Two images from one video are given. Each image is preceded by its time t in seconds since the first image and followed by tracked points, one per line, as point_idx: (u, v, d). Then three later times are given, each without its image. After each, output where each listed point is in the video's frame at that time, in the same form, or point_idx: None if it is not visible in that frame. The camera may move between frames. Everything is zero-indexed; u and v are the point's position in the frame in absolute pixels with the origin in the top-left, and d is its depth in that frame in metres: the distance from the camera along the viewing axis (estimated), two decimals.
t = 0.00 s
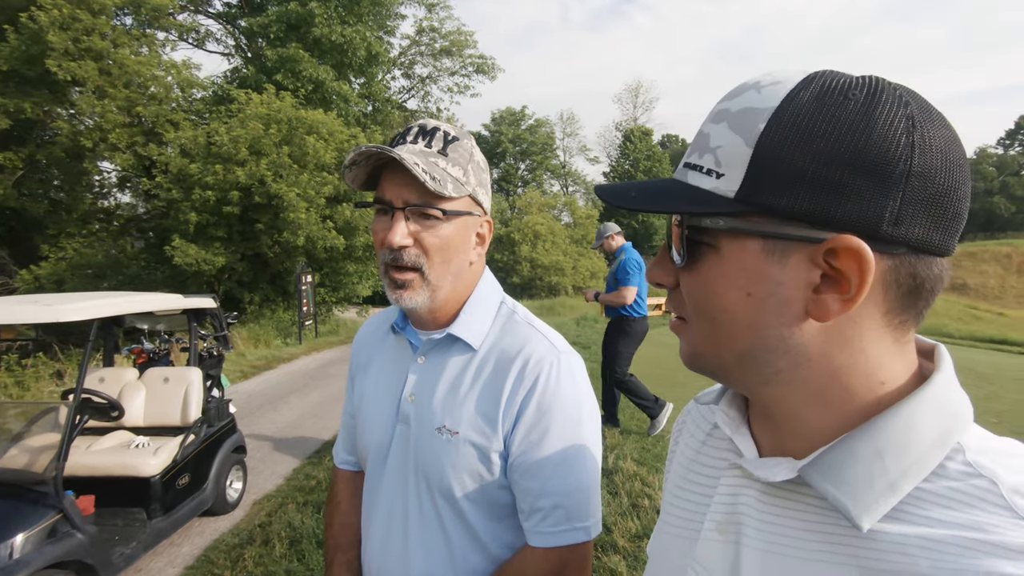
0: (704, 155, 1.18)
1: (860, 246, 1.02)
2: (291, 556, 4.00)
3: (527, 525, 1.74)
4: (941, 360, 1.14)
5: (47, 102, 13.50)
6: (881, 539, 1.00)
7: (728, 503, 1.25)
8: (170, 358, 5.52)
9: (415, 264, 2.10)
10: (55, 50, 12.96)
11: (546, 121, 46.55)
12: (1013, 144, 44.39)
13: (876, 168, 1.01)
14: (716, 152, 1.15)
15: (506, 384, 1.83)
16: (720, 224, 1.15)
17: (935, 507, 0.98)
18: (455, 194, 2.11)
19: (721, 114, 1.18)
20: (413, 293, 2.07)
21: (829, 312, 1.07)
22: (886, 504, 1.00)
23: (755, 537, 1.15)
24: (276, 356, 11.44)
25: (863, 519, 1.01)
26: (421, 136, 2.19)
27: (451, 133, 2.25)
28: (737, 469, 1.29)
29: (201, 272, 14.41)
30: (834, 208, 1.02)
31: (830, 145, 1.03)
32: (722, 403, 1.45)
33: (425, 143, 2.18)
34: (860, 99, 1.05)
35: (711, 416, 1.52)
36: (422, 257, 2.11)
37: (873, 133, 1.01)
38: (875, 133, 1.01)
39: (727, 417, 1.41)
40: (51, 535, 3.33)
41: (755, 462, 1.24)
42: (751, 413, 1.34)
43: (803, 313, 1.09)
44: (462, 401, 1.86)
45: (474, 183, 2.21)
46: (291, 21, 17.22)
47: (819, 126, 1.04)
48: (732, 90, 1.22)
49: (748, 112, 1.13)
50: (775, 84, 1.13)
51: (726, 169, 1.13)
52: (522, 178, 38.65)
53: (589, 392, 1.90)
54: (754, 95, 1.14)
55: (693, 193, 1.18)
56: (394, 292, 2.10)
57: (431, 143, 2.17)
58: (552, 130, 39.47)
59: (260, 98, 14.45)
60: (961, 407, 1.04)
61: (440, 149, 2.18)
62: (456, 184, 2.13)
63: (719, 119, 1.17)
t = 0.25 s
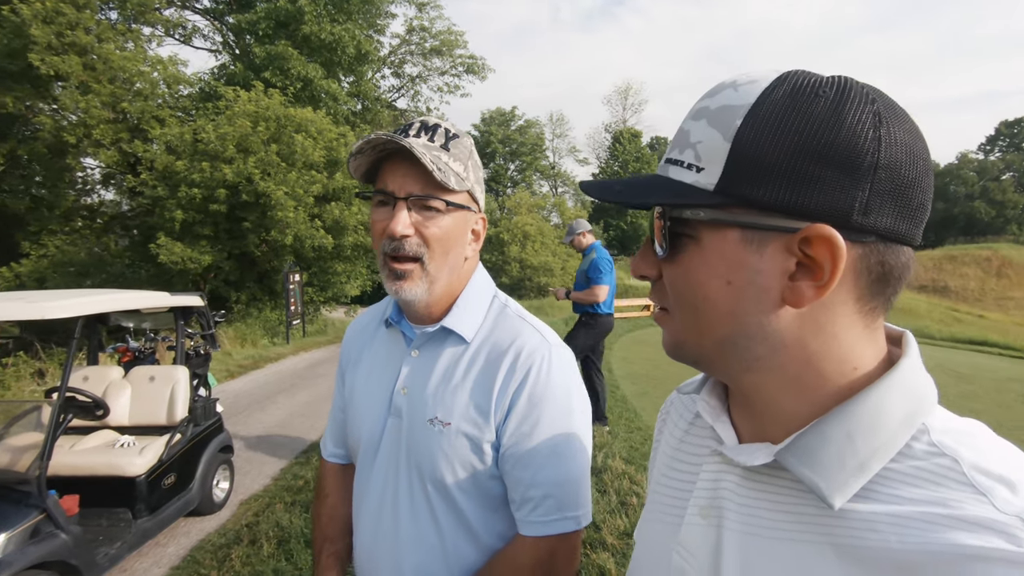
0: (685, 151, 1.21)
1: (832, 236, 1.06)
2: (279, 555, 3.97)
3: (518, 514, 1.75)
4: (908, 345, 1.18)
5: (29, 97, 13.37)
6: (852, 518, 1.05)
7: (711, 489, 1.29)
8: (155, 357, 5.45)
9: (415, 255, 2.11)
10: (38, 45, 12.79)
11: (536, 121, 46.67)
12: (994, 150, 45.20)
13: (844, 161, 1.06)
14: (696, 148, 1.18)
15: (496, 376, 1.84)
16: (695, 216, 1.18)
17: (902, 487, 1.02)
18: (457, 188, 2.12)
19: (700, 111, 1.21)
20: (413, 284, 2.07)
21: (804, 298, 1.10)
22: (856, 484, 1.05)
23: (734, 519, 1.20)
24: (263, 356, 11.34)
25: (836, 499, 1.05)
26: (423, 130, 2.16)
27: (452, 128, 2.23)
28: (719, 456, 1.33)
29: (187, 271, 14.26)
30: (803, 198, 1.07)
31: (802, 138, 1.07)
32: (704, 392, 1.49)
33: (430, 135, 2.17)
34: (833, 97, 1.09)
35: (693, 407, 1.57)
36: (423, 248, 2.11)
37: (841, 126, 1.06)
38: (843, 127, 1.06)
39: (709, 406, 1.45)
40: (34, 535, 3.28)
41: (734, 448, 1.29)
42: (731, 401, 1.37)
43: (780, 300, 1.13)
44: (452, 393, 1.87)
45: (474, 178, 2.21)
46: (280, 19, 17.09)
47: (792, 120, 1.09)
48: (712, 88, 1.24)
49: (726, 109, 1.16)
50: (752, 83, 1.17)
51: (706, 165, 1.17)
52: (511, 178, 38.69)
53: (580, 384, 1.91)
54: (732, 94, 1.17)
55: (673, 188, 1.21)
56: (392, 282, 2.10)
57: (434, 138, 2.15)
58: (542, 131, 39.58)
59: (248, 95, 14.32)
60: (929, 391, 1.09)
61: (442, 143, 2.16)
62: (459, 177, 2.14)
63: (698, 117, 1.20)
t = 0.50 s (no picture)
0: (684, 149, 1.22)
1: (836, 229, 1.07)
2: (273, 557, 3.95)
3: (515, 510, 1.75)
4: (895, 337, 1.21)
5: (24, 96, 13.29)
6: (843, 505, 1.06)
7: (704, 480, 1.30)
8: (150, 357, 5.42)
9: (418, 253, 2.11)
10: (34, 43, 12.74)
11: (533, 125, 46.78)
12: (985, 157, 45.56)
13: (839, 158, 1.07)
14: (696, 145, 1.19)
15: (495, 371, 1.85)
16: (699, 211, 1.19)
17: (891, 474, 1.04)
18: (461, 188, 2.13)
19: (697, 110, 1.21)
20: (416, 280, 2.07)
21: (806, 292, 1.12)
22: (845, 471, 1.07)
23: (728, 510, 1.21)
24: (257, 357, 11.30)
25: (827, 485, 1.08)
26: (427, 130, 2.15)
27: (456, 128, 2.22)
28: (713, 447, 1.35)
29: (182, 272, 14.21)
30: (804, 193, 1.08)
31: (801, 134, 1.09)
32: (697, 387, 1.50)
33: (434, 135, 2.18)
34: (830, 95, 1.11)
35: (687, 400, 1.58)
36: (426, 246, 2.11)
37: (837, 124, 1.08)
38: (838, 124, 1.08)
39: (702, 399, 1.46)
40: (27, 535, 3.25)
41: (729, 439, 1.30)
42: (726, 394, 1.39)
43: (783, 294, 1.14)
44: (451, 390, 1.87)
45: (477, 179, 2.21)
46: (278, 20, 17.08)
47: (790, 117, 1.10)
48: (710, 86, 1.25)
49: (725, 106, 1.17)
50: (746, 82, 1.18)
51: (708, 162, 1.17)
52: (508, 182, 38.75)
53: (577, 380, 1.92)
54: (728, 92, 1.18)
55: (673, 184, 1.22)
56: (395, 280, 2.10)
57: (438, 138, 2.14)
58: (539, 135, 39.69)
59: (245, 96, 14.30)
60: (916, 382, 1.11)
61: (446, 144, 2.15)
62: (463, 177, 2.15)
63: (696, 115, 1.21)
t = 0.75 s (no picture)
0: (697, 155, 1.23)
1: (859, 234, 1.09)
2: (270, 560, 3.94)
3: (511, 515, 1.75)
4: (888, 340, 1.22)
5: (26, 97, 13.30)
6: (840, 509, 1.06)
7: (702, 485, 1.30)
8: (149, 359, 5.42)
9: (420, 256, 2.11)
10: (36, 45, 12.78)
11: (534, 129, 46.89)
12: (986, 163, 45.54)
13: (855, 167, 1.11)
14: (712, 150, 1.20)
15: (494, 374, 1.84)
16: (722, 217, 1.17)
17: (887, 478, 1.04)
18: (464, 193, 2.13)
19: (708, 115, 1.23)
20: (415, 283, 2.08)
21: (827, 296, 1.13)
22: (844, 473, 1.07)
23: (725, 514, 1.21)
24: (257, 359, 11.30)
25: (826, 488, 1.08)
26: (433, 135, 2.17)
27: (462, 135, 2.23)
28: (710, 452, 1.35)
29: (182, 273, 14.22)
30: (826, 201, 1.10)
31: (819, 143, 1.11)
32: (694, 392, 1.50)
33: (439, 140, 2.18)
34: (839, 105, 1.15)
35: (684, 406, 1.58)
36: (427, 250, 2.12)
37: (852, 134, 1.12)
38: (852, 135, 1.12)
39: (699, 405, 1.46)
40: (24, 537, 3.25)
41: (727, 444, 1.30)
42: (723, 399, 1.39)
43: (801, 299, 1.15)
44: (453, 394, 1.86)
45: (480, 184, 2.22)
46: (280, 23, 17.13)
47: (806, 125, 1.12)
48: (711, 93, 1.27)
49: (740, 111, 1.18)
50: (755, 91, 1.20)
51: (728, 166, 1.18)
52: (508, 185, 38.81)
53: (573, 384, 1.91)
54: (741, 98, 1.20)
55: (690, 188, 1.22)
56: (394, 281, 2.11)
57: (443, 143, 2.15)
58: (540, 139, 39.79)
59: (247, 99, 14.34)
60: (910, 386, 1.13)
61: (451, 149, 2.16)
62: (466, 183, 2.15)
63: (707, 121, 1.22)
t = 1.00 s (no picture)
0: (709, 160, 1.22)
1: (873, 241, 1.12)
2: (270, 563, 3.94)
3: (508, 522, 1.74)
4: (882, 348, 1.23)
5: (32, 99, 13.38)
6: (839, 517, 1.06)
7: (701, 493, 1.29)
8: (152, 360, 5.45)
9: (428, 263, 2.11)
10: (43, 48, 12.87)
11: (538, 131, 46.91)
12: (992, 166, 45.29)
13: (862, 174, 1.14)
14: (728, 156, 1.19)
15: (492, 380, 1.84)
16: (752, 224, 1.15)
17: (884, 486, 1.04)
18: (473, 202, 2.14)
19: (717, 121, 1.23)
20: (421, 289, 2.06)
21: (841, 302, 1.14)
22: (842, 480, 1.07)
23: (722, 521, 1.21)
24: (260, 361, 11.32)
25: (823, 494, 1.08)
26: (444, 141, 2.17)
27: (472, 143, 2.24)
28: (707, 461, 1.34)
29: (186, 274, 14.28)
30: (839, 207, 1.12)
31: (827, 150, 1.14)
32: (691, 401, 1.50)
33: (450, 148, 2.18)
34: (846, 115, 1.18)
35: (682, 415, 1.57)
36: (435, 258, 2.11)
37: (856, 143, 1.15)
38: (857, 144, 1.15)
39: (696, 413, 1.45)
40: (26, 538, 3.26)
41: (723, 453, 1.29)
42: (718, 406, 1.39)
43: (816, 308, 1.15)
44: (453, 400, 1.86)
45: (489, 193, 2.23)
46: (284, 26, 17.19)
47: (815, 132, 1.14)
48: (715, 99, 1.28)
49: (749, 117, 1.19)
50: (762, 98, 1.21)
51: (746, 173, 1.17)
52: (512, 187, 38.85)
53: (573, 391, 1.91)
54: (749, 104, 1.21)
55: (705, 194, 1.20)
56: (399, 287, 2.09)
57: (454, 150, 2.16)
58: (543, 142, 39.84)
59: (251, 102, 14.40)
60: (903, 392, 1.14)
61: (462, 157, 2.17)
62: (475, 192, 2.15)
63: (716, 126, 1.22)
